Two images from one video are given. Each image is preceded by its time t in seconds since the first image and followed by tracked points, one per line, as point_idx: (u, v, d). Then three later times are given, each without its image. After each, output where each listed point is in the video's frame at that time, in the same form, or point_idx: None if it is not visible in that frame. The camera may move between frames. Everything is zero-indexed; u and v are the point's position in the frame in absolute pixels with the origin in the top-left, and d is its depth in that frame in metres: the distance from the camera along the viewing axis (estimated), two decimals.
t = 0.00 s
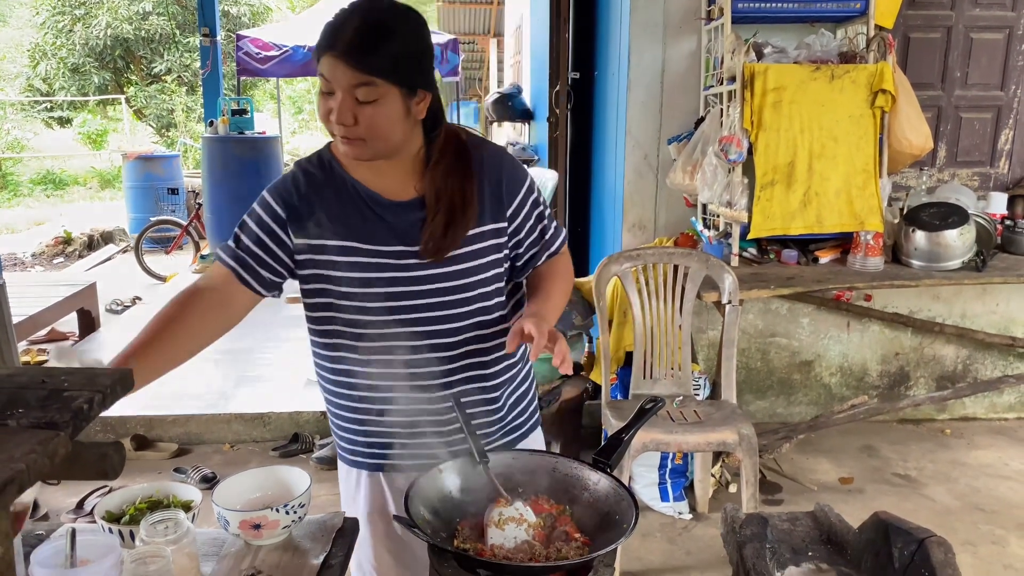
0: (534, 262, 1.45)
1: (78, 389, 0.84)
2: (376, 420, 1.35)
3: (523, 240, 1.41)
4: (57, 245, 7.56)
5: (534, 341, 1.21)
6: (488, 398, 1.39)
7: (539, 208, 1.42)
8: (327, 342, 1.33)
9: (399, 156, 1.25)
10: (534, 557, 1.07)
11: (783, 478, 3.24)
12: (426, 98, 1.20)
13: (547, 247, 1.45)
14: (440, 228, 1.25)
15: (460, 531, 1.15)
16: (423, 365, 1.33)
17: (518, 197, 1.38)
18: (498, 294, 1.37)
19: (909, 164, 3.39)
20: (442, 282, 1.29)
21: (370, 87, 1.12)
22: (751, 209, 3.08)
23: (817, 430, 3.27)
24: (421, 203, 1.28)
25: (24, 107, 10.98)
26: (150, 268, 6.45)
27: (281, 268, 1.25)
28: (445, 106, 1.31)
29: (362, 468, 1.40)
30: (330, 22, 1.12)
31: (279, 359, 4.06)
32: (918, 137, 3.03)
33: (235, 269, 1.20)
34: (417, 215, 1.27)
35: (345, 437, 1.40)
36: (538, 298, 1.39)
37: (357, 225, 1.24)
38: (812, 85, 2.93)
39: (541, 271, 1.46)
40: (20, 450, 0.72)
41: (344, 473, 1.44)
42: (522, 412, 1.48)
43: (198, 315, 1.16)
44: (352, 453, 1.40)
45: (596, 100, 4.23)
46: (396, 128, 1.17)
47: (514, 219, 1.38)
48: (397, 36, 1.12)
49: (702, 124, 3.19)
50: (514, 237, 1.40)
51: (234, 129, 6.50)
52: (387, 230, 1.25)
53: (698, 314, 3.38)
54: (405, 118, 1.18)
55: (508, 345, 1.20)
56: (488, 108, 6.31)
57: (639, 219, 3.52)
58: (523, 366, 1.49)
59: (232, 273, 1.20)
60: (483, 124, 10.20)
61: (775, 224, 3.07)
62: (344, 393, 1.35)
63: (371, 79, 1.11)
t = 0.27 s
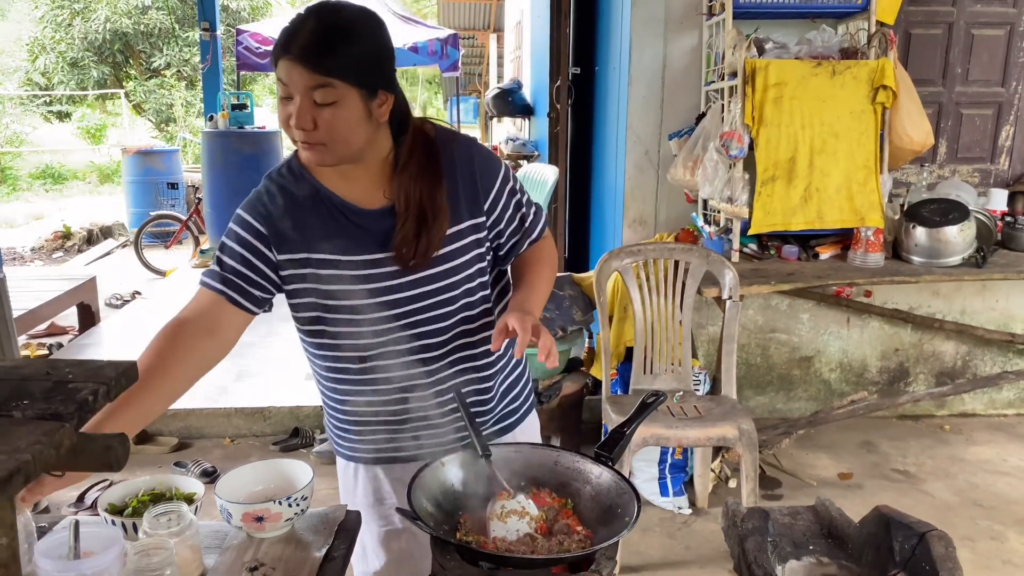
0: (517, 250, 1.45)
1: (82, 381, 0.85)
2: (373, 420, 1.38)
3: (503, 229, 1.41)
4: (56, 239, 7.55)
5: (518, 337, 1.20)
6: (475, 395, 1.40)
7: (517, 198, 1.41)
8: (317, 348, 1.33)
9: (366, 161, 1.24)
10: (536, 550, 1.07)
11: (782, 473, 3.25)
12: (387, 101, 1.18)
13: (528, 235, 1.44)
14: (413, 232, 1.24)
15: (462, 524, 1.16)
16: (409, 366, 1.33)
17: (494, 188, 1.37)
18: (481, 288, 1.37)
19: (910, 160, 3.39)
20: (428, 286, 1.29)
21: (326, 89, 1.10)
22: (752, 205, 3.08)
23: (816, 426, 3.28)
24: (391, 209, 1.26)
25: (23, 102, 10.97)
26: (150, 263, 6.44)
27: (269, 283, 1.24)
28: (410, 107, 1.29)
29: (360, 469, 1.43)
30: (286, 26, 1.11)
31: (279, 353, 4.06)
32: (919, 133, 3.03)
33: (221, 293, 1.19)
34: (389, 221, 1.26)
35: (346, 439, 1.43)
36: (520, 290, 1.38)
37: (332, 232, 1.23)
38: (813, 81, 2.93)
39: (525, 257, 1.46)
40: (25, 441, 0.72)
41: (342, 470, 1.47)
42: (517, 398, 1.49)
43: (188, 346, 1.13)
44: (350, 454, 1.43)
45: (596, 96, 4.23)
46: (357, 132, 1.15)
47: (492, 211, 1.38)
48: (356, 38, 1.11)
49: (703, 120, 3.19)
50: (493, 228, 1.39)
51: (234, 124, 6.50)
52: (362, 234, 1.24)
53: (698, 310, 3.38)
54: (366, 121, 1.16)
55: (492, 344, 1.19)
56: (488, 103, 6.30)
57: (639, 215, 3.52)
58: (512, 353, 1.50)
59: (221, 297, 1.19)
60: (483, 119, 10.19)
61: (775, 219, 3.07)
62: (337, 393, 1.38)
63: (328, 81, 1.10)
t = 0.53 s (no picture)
0: (512, 255, 1.45)
1: (92, 378, 0.86)
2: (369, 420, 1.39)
3: (498, 234, 1.41)
4: (54, 236, 7.55)
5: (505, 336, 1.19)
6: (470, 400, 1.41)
7: (513, 203, 1.41)
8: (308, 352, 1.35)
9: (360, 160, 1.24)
10: (539, 546, 1.09)
11: (780, 471, 3.27)
12: (382, 99, 1.19)
13: (523, 240, 1.44)
14: (403, 231, 1.25)
15: (465, 520, 1.18)
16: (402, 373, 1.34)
17: (489, 192, 1.37)
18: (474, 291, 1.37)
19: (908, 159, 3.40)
20: (419, 289, 1.30)
21: (320, 89, 1.11)
22: (750, 203, 3.10)
23: (813, 424, 3.30)
24: (384, 207, 1.27)
25: (21, 97, 10.95)
26: (149, 260, 6.45)
27: (262, 282, 1.33)
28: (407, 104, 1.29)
29: (357, 466, 1.47)
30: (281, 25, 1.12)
31: (279, 350, 4.07)
32: (917, 132, 3.04)
33: (216, 289, 1.30)
34: (381, 219, 1.27)
35: (342, 438, 1.46)
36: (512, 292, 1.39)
37: (322, 233, 1.26)
38: (812, 80, 2.94)
39: (519, 261, 1.46)
40: (37, 438, 0.73)
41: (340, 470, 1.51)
42: (509, 402, 1.50)
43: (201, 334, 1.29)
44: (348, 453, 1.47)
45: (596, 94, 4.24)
46: (352, 131, 1.16)
47: (486, 215, 1.37)
48: (348, 36, 1.11)
49: (703, 119, 3.20)
50: (488, 232, 1.39)
51: (233, 121, 6.50)
52: (352, 235, 1.26)
53: (697, 308, 3.40)
54: (361, 121, 1.17)
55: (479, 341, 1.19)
56: (487, 101, 6.29)
57: (638, 213, 3.53)
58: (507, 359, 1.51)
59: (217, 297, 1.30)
60: (482, 117, 10.19)
61: (774, 218, 3.08)
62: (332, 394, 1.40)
63: (322, 81, 1.10)
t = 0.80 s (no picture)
0: (511, 258, 1.46)
1: (102, 380, 0.86)
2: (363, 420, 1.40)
3: (494, 239, 1.41)
4: (52, 236, 7.54)
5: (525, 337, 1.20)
6: (464, 406, 1.41)
7: (508, 207, 1.41)
8: (304, 354, 1.37)
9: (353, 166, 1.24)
10: (544, 546, 1.09)
11: (779, 471, 3.28)
12: (377, 106, 1.20)
13: (520, 242, 1.45)
14: (395, 237, 1.25)
15: (471, 521, 1.19)
16: (395, 378, 1.34)
17: (484, 198, 1.37)
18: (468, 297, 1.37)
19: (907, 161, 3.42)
20: (410, 296, 1.30)
21: (318, 96, 1.11)
22: (750, 205, 3.11)
23: (812, 424, 3.31)
24: (375, 213, 1.27)
25: (18, 97, 10.93)
26: (147, 260, 6.44)
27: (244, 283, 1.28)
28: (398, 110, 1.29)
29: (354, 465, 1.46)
30: (276, 32, 1.12)
31: (278, 351, 4.07)
32: (916, 134, 3.06)
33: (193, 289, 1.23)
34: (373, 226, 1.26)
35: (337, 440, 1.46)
36: (516, 294, 1.40)
37: (312, 238, 1.24)
38: (811, 83, 2.95)
39: (518, 263, 1.47)
40: (50, 440, 0.74)
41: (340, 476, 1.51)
42: (508, 403, 1.51)
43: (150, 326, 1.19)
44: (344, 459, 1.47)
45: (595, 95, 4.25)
46: (348, 138, 1.16)
47: (481, 221, 1.38)
48: (345, 43, 1.12)
49: (702, 120, 3.21)
50: (483, 237, 1.40)
51: (232, 121, 6.49)
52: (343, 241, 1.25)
53: (696, 308, 3.40)
54: (357, 127, 1.17)
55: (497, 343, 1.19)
56: (485, 101, 6.29)
57: (638, 214, 3.54)
58: (508, 359, 1.52)
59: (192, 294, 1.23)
60: (480, 117, 10.20)
61: (773, 220, 3.09)
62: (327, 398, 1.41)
63: (321, 88, 1.11)
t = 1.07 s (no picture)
0: (508, 262, 1.45)
1: (118, 382, 0.86)
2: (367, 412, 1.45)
3: (491, 245, 1.40)
4: (50, 237, 7.52)
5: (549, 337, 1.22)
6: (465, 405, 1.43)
7: (501, 211, 1.38)
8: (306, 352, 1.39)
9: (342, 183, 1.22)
10: (555, 548, 1.09)
11: (781, 471, 3.29)
12: (371, 125, 1.20)
13: (516, 246, 1.43)
14: (381, 249, 1.23)
15: (481, 522, 1.19)
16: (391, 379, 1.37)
17: (478, 206, 1.35)
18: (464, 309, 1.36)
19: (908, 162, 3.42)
20: (403, 309, 1.29)
21: (316, 121, 1.10)
22: (751, 206, 3.11)
23: (814, 425, 3.32)
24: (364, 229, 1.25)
25: (14, 98, 10.90)
26: (146, 262, 6.43)
27: (234, 297, 1.24)
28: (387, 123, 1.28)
29: (365, 461, 1.51)
30: (269, 53, 1.10)
31: (278, 352, 4.07)
32: (917, 136, 3.07)
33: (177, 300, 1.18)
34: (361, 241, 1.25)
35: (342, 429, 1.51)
36: (525, 295, 1.38)
37: (304, 252, 1.23)
38: (812, 85, 2.96)
39: (519, 266, 1.46)
40: (70, 442, 0.74)
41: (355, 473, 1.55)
42: (514, 398, 1.52)
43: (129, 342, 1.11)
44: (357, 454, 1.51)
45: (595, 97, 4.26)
46: (344, 159, 1.15)
47: (476, 230, 1.36)
48: (338, 67, 1.11)
49: (703, 122, 3.22)
50: (479, 243, 1.38)
51: (231, 123, 6.48)
52: (334, 256, 1.24)
53: (698, 310, 3.41)
54: (352, 148, 1.16)
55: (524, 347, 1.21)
56: (483, 103, 6.27)
57: (639, 215, 3.55)
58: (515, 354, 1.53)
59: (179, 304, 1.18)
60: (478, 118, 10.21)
61: (775, 221, 3.10)
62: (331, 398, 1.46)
63: (321, 113, 1.10)
